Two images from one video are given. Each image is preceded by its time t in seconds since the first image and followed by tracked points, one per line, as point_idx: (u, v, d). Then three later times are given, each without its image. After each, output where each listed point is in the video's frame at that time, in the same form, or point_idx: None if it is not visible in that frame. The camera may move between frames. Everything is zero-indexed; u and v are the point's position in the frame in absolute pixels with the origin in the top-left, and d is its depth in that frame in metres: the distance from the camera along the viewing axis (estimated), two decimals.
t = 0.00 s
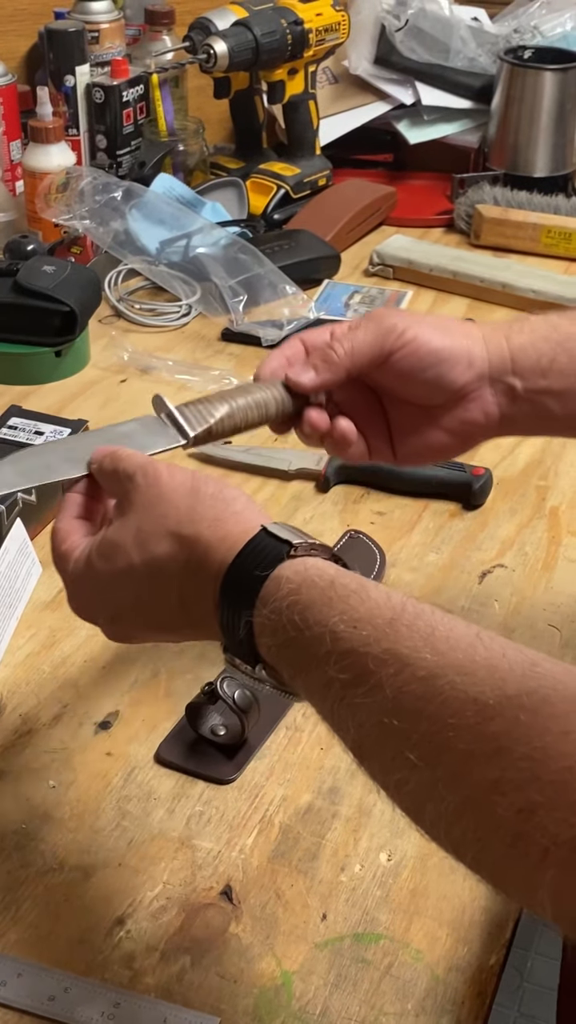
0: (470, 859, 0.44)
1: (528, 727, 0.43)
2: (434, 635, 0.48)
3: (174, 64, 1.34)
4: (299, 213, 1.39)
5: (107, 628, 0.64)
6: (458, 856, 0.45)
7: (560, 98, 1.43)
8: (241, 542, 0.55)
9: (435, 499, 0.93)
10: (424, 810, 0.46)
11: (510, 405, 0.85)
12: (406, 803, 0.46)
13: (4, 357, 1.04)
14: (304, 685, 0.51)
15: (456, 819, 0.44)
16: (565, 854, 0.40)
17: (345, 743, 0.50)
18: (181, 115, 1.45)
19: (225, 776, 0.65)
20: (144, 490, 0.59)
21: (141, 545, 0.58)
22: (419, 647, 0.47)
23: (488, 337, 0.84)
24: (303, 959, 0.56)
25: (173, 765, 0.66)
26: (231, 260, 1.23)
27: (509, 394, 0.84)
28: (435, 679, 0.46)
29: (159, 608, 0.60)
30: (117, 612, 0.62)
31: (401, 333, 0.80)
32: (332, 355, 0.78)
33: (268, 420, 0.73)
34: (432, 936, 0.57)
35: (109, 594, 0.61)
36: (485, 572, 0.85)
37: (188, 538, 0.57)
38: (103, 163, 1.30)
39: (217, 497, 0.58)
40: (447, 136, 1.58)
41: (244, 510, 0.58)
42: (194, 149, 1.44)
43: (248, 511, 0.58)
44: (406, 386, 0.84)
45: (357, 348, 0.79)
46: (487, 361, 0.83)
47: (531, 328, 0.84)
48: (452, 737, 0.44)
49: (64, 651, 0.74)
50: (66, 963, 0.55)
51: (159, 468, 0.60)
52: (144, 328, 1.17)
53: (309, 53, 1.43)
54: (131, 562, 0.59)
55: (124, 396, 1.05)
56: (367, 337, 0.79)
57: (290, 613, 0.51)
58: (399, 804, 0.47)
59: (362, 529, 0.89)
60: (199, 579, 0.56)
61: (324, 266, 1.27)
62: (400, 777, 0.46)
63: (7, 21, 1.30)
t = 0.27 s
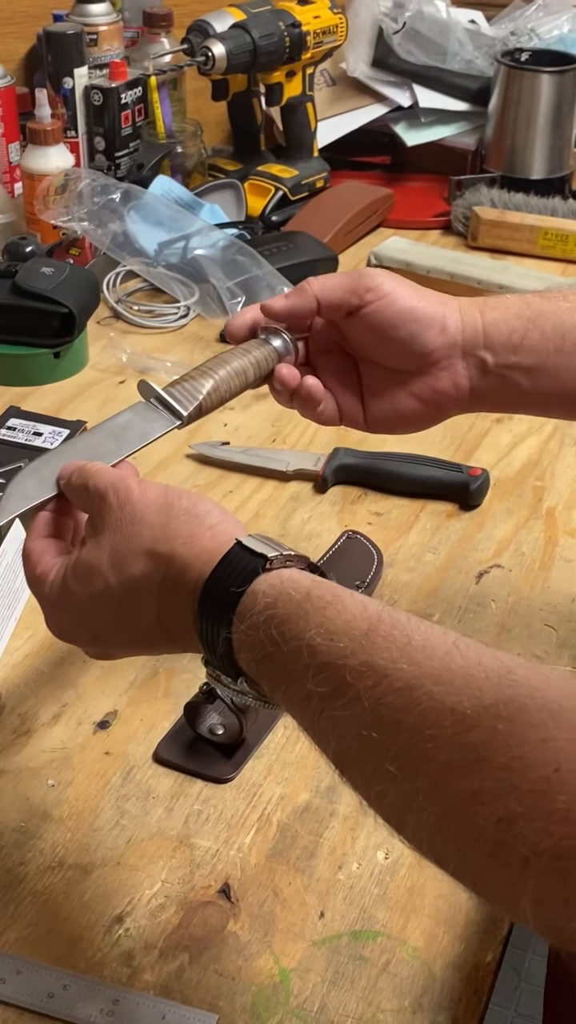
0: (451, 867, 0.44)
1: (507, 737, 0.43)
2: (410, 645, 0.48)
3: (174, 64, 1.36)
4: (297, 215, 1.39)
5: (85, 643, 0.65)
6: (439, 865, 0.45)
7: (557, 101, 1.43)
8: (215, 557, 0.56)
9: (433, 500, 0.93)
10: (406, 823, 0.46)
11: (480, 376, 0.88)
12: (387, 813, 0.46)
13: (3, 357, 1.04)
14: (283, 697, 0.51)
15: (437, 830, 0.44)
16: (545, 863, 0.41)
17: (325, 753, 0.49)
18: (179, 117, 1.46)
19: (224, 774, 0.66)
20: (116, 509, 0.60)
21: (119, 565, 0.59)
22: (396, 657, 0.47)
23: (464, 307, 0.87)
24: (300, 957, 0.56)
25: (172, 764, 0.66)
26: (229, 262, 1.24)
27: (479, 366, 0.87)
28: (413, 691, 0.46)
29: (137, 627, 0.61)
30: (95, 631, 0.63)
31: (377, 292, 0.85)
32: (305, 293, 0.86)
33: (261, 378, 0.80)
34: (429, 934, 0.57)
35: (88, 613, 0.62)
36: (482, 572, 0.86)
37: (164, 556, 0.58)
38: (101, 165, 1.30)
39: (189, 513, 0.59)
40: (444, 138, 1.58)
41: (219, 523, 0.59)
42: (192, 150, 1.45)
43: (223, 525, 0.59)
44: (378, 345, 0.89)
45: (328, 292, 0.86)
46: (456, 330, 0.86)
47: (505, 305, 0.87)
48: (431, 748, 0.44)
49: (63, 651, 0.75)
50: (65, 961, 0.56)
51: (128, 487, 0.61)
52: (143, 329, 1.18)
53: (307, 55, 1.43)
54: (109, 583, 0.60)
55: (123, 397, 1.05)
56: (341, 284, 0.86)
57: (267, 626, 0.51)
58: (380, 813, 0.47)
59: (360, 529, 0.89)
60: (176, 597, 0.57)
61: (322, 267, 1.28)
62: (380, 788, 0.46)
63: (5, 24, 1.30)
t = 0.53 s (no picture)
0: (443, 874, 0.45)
1: (496, 743, 0.43)
2: (399, 653, 0.48)
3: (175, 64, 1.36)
4: (296, 216, 1.40)
5: (77, 657, 0.64)
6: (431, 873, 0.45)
7: (556, 102, 1.43)
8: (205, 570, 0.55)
9: (431, 500, 0.94)
10: (397, 832, 0.46)
11: (470, 378, 0.88)
12: (379, 822, 0.47)
13: (2, 357, 1.05)
14: (273, 706, 0.51)
15: (428, 837, 0.44)
16: (535, 869, 0.41)
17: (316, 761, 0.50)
18: (178, 118, 1.46)
19: (223, 772, 0.66)
20: (106, 522, 0.60)
21: (109, 577, 0.59)
22: (386, 665, 0.48)
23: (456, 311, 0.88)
24: (299, 954, 0.56)
25: (171, 763, 0.67)
26: (229, 262, 1.24)
27: (470, 367, 0.87)
28: (403, 699, 0.46)
29: (127, 640, 0.60)
30: (87, 644, 0.63)
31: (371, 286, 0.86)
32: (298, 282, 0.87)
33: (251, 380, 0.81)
34: (428, 931, 0.58)
35: (78, 626, 0.62)
36: (481, 571, 0.86)
37: (153, 568, 0.57)
38: (100, 166, 1.31)
39: (178, 524, 0.59)
40: (443, 140, 1.59)
41: (208, 533, 0.59)
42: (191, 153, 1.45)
43: (211, 536, 0.58)
44: (368, 340, 0.89)
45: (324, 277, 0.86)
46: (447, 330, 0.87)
47: (496, 310, 0.89)
48: (422, 757, 0.44)
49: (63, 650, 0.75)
50: (66, 959, 0.56)
51: (117, 497, 0.60)
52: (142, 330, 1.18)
53: (306, 56, 1.43)
54: (99, 595, 0.60)
55: (122, 397, 1.06)
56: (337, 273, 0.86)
57: (258, 635, 0.52)
58: (371, 822, 0.47)
59: (359, 529, 0.89)
60: (166, 609, 0.57)
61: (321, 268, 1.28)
62: (371, 797, 0.47)
63: (5, 25, 1.31)
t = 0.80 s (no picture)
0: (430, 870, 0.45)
1: (483, 739, 0.43)
2: (388, 649, 0.48)
3: (173, 66, 1.35)
4: (295, 217, 1.40)
5: (59, 649, 0.64)
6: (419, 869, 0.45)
7: (555, 104, 1.43)
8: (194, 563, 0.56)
9: (429, 499, 0.94)
10: (386, 827, 0.46)
11: (462, 376, 0.88)
12: (367, 817, 0.47)
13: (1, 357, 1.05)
14: (262, 701, 0.52)
15: (416, 833, 0.44)
16: (522, 864, 0.41)
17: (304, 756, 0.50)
18: (177, 119, 1.47)
19: (221, 772, 0.66)
20: (94, 515, 0.60)
21: (97, 570, 0.59)
22: (374, 661, 0.48)
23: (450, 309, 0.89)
24: (297, 952, 0.56)
25: (168, 762, 0.67)
26: (227, 263, 1.24)
27: (462, 365, 0.88)
28: (390, 694, 0.46)
29: (115, 632, 0.60)
30: (73, 635, 0.62)
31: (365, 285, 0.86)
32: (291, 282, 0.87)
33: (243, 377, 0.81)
34: (425, 929, 0.58)
35: (64, 617, 0.62)
36: (479, 571, 0.86)
37: (143, 561, 0.57)
38: (99, 167, 1.31)
39: (166, 518, 0.59)
40: (441, 141, 1.59)
41: (197, 527, 0.59)
42: (190, 153, 1.45)
43: (200, 530, 0.58)
44: (361, 339, 0.89)
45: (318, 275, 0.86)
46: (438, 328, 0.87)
47: (489, 308, 0.89)
48: (410, 752, 0.45)
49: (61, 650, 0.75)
50: (63, 957, 0.56)
51: (106, 490, 0.60)
52: (141, 330, 1.18)
53: (305, 57, 1.44)
54: (87, 588, 0.59)
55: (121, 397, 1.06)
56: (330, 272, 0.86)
57: (245, 630, 0.52)
58: (360, 818, 0.47)
59: (357, 529, 0.89)
60: (154, 603, 0.57)
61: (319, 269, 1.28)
62: (359, 792, 0.47)
63: (4, 25, 1.31)
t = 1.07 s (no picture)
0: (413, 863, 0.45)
1: (470, 733, 0.44)
2: (375, 642, 0.49)
3: (170, 72, 1.33)
4: (294, 220, 1.40)
5: (35, 632, 0.64)
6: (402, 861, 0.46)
7: (554, 107, 1.44)
8: (181, 552, 0.56)
9: (427, 501, 0.94)
10: (370, 818, 0.47)
11: (467, 391, 0.89)
12: (352, 809, 0.47)
13: (1, 360, 1.05)
14: (245, 691, 0.52)
15: (401, 826, 0.45)
16: (508, 859, 0.42)
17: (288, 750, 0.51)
18: (177, 122, 1.47)
19: (219, 773, 0.66)
20: (80, 498, 0.60)
21: (81, 552, 0.59)
22: (361, 655, 0.48)
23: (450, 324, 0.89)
24: (294, 952, 0.57)
25: (167, 762, 0.67)
26: (227, 266, 1.25)
27: (466, 380, 0.88)
28: (377, 687, 0.47)
29: (96, 616, 0.60)
30: (52, 617, 0.62)
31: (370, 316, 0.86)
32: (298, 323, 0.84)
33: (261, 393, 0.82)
34: (422, 930, 0.58)
35: (44, 597, 0.62)
36: (477, 573, 0.86)
37: (128, 546, 0.57)
38: (99, 169, 1.31)
39: (153, 504, 0.59)
40: (441, 144, 1.59)
41: (183, 515, 0.59)
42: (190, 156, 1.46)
43: (186, 518, 0.59)
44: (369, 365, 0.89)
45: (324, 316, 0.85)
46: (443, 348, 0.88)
47: (491, 321, 0.89)
48: (396, 745, 0.45)
49: (60, 651, 0.75)
50: (62, 956, 0.56)
51: (94, 474, 0.60)
52: (140, 333, 1.19)
53: (304, 61, 1.44)
54: (70, 570, 0.59)
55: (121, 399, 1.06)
56: (334, 310, 0.85)
57: (231, 621, 0.52)
58: (344, 809, 0.48)
59: (355, 530, 0.90)
60: (139, 588, 0.57)
61: (318, 272, 1.28)
62: (344, 784, 0.47)
63: (5, 28, 1.32)
